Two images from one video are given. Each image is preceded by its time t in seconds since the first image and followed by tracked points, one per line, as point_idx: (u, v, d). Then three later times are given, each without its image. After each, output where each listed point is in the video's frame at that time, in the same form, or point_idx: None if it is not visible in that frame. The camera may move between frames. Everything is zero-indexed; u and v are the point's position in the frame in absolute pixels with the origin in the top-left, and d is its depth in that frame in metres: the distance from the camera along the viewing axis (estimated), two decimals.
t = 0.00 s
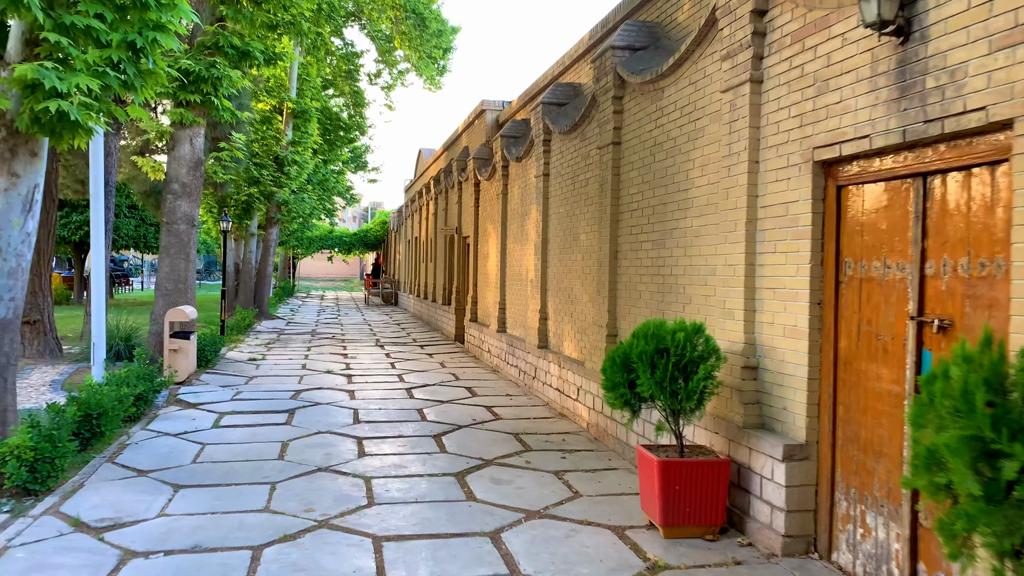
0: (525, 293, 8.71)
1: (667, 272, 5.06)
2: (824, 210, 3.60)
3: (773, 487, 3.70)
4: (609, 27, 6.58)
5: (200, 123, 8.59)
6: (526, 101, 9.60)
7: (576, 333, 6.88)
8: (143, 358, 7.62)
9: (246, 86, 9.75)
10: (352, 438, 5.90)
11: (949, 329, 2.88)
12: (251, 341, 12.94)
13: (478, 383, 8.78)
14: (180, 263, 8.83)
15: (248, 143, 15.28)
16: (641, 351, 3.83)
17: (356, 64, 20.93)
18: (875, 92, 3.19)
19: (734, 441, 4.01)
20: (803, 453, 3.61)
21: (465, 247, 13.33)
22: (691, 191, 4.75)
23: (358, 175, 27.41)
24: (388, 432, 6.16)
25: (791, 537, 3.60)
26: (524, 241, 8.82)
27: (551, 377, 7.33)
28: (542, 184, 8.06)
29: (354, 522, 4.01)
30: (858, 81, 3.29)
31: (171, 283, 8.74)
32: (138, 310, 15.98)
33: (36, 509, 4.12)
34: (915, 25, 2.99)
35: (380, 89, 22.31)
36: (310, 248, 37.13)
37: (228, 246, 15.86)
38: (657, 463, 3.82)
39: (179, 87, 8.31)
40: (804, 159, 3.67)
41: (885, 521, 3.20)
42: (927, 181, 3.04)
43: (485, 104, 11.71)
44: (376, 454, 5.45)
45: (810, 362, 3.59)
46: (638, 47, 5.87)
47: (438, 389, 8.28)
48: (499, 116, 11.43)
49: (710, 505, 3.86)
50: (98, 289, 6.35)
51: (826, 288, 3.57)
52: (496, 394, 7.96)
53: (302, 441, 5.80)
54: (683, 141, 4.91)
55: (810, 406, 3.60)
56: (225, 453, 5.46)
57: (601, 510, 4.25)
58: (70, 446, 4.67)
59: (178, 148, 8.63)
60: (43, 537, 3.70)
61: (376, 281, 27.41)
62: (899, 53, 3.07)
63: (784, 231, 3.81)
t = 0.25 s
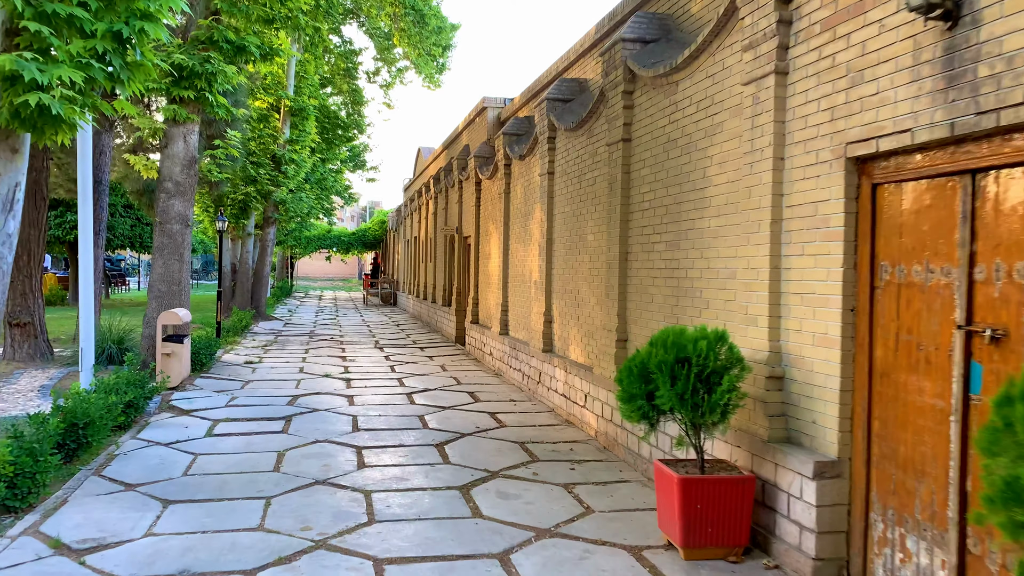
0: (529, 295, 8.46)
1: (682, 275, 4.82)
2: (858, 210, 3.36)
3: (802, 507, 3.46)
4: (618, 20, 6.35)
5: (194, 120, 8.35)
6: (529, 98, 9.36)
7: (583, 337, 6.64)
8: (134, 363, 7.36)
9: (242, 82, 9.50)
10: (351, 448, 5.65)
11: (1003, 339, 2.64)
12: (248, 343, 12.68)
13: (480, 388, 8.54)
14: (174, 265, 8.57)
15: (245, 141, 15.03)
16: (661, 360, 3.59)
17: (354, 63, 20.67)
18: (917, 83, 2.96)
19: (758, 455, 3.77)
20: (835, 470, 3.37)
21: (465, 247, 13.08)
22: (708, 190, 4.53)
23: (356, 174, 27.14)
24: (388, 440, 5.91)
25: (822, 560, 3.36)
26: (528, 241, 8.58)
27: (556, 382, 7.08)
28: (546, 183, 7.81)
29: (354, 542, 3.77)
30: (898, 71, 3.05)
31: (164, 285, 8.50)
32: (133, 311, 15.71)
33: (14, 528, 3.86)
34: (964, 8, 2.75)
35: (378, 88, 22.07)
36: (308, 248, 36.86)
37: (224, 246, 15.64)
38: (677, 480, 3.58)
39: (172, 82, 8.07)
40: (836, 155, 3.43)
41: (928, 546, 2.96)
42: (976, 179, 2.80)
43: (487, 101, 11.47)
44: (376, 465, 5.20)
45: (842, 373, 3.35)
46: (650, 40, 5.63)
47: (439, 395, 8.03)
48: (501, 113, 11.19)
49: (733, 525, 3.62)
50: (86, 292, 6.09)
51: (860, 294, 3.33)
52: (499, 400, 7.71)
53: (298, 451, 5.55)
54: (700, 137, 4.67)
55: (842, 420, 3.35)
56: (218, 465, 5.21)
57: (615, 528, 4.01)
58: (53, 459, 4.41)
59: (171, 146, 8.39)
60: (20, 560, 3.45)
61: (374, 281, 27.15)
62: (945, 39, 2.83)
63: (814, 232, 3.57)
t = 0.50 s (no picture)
0: (536, 293, 8.18)
1: (703, 272, 4.56)
2: (901, 201, 3.10)
3: (839, 522, 3.19)
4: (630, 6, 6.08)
5: (190, 113, 8.09)
6: (535, 91, 9.10)
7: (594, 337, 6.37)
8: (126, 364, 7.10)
9: (239, 75, 9.24)
10: (351, 454, 5.39)
11: None
12: (246, 342, 12.43)
13: (485, 389, 8.27)
14: (170, 263, 8.32)
15: (244, 137, 14.78)
16: (686, 364, 3.33)
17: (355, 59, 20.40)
18: (973, 60, 2.69)
19: (789, 465, 3.51)
20: (877, 483, 3.10)
21: (469, 245, 12.81)
22: (731, 181, 4.27)
23: (357, 172, 26.88)
24: (390, 446, 5.64)
25: None
26: (534, 238, 8.31)
27: (565, 385, 6.81)
28: (553, 178, 7.54)
29: (354, 559, 3.51)
30: (950, 48, 2.78)
31: (159, 284, 8.24)
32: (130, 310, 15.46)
33: None
34: None
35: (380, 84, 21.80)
36: (309, 247, 36.60)
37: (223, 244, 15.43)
38: (703, 493, 3.32)
39: (167, 74, 7.81)
40: (876, 142, 3.16)
41: (985, 569, 2.69)
42: None
43: (491, 95, 11.20)
44: (377, 473, 4.93)
45: (884, 378, 3.08)
46: (665, 26, 5.37)
47: (443, 396, 7.77)
48: (505, 108, 10.91)
49: (763, 541, 3.36)
50: (74, 291, 5.83)
51: (904, 292, 3.07)
52: (505, 402, 7.44)
53: (297, 457, 5.28)
54: (722, 127, 4.40)
55: (884, 429, 3.09)
56: (211, 473, 4.95)
57: (634, 543, 3.75)
58: (35, 468, 4.16)
59: (166, 140, 8.13)
60: None
61: (375, 280, 26.89)
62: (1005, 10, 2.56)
63: (851, 226, 3.30)
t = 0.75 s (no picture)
0: (543, 296, 7.91)
1: (724, 275, 4.29)
2: (953, 199, 2.82)
3: (883, 551, 2.92)
4: None
5: (185, 110, 7.85)
6: (541, 87, 8.83)
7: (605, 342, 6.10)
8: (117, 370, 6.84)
9: (238, 70, 8.99)
10: (351, 467, 5.12)
11: None
12: (246, 345, 12.17)
13: (490, 395, 8.00)
14: (166, 265, 8.06)
15: (244, 136, 14.52)
16: (715, 377, 3.07)
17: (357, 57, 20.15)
18: None
19: (824, 486, 3.23)
20: (926, 509, 2.82)
21: (473, 246, 12.54)
22: (756, 178, 3.99)
23: (359, 172, 26.62)
24: (392, 457, 5.37)
25: None
26: (541, 238, 8.04)
27: (574, 391, 6.53)
28: (561, 176, 7.26)
29: None
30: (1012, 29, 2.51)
31: (154, 286, 8.00)
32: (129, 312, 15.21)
33: None
34: None
35: (382, 83, 21.53)
36: (311, 247, 36.35)
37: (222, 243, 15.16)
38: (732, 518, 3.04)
39: (162, 69, 7.55)
40: (924, 134, 2.88)
41: None
42: None
43: (495, 92, 10.93)
44: (378, 488, 4.66)
45: (934, 393, 2.80)
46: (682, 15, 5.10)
47: (447, 402, 7.49)
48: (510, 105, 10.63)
49: (798, 569, 3.08)
50: (62, 295, 5.56)
51: (957, 299, 2.79)
52: (512, 409, 7.17)
53: (293, 470, 5.01)
54: (746, 121, 4.13)
55: (934, 450, 2.81)
56: (203, 487, 4.68)
57: (655, 569, 3.47)
58: (12, 485, 3.89)
59: (160, 137, 7.88)
60: None
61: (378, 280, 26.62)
62: None
63: (895, 226, 3.03)
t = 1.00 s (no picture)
0: (553, 296, 7.64)
1: (755, 273, 4.04)
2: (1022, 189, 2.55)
3: None
4: None
5: (184, 102, 7.59)
6: (550, 79, 8.56)
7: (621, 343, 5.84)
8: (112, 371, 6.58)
9: (239, 63, 8.73)
10: (356, 475, 4.86)
11: None
12: (247, 345, 11.93)
13: (499, 397, 7.74)
14: (165, 262, 7.80)
15: (246, 132, 14.27)
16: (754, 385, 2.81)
17: (361, 53, 19.90)
18: None
19: (873, 501, 2.97)
20: (991, 531, 2.56)
21: (479, 244, 12.28)
22: (790, 170, 3.73)
23: (363, 169, 26.37)
24: (399, 464, 5.11)
25: None
26: (551, 235, 7.78)
27: (587, 395, 6.28)
28: (573, 171, 7.00)
29: None
30: None
31: (152, 284, 7.74)
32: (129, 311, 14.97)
33: None
34: None
35: (386, 79, 21.27)
36: (315, 246, 36.11)
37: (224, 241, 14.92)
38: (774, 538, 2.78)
39: (160, 60, 7.31)
40: (987, 117, 2.61)
41: None
42: None
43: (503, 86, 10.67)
44: (385, 498, 4.40)
45: (1001, 403, 2.53)
46: None
47: (455, 405, 7.23)
48: (518, 99, 10.37)
49: None
50: (53, 294, 5.30)
51: None
52: (522, 412, 6.91)
53: (295, 479, 4.76)
54: (778, 109, 3.87)
55: (1001, 466, 2.54)
56: (199, 497, 4.43)
57: None
58: None
59: (158, 130, 7.63)
60: None
61: (382, 279, 26.36)
62: None
63: (953, 220, 2.76)
